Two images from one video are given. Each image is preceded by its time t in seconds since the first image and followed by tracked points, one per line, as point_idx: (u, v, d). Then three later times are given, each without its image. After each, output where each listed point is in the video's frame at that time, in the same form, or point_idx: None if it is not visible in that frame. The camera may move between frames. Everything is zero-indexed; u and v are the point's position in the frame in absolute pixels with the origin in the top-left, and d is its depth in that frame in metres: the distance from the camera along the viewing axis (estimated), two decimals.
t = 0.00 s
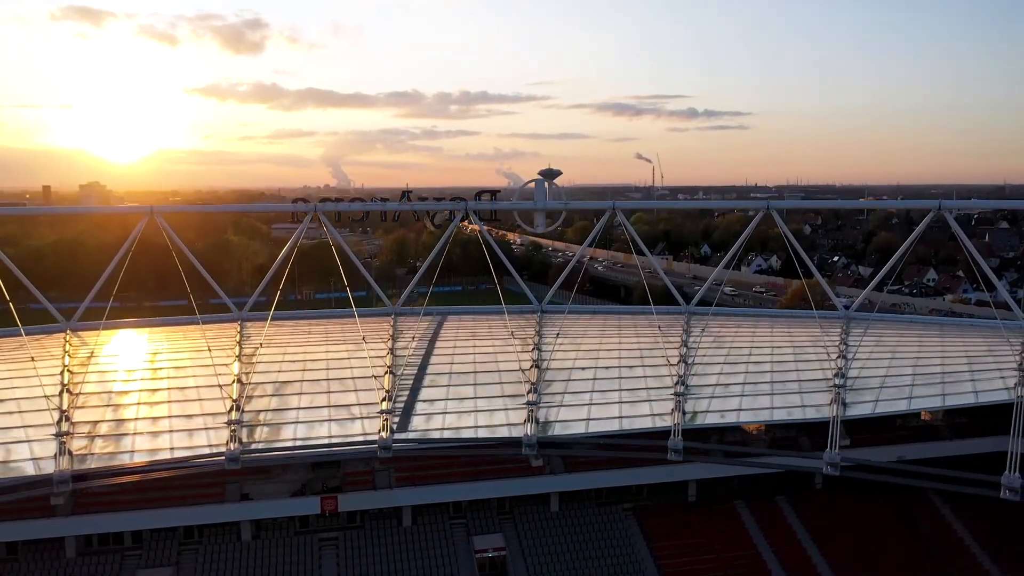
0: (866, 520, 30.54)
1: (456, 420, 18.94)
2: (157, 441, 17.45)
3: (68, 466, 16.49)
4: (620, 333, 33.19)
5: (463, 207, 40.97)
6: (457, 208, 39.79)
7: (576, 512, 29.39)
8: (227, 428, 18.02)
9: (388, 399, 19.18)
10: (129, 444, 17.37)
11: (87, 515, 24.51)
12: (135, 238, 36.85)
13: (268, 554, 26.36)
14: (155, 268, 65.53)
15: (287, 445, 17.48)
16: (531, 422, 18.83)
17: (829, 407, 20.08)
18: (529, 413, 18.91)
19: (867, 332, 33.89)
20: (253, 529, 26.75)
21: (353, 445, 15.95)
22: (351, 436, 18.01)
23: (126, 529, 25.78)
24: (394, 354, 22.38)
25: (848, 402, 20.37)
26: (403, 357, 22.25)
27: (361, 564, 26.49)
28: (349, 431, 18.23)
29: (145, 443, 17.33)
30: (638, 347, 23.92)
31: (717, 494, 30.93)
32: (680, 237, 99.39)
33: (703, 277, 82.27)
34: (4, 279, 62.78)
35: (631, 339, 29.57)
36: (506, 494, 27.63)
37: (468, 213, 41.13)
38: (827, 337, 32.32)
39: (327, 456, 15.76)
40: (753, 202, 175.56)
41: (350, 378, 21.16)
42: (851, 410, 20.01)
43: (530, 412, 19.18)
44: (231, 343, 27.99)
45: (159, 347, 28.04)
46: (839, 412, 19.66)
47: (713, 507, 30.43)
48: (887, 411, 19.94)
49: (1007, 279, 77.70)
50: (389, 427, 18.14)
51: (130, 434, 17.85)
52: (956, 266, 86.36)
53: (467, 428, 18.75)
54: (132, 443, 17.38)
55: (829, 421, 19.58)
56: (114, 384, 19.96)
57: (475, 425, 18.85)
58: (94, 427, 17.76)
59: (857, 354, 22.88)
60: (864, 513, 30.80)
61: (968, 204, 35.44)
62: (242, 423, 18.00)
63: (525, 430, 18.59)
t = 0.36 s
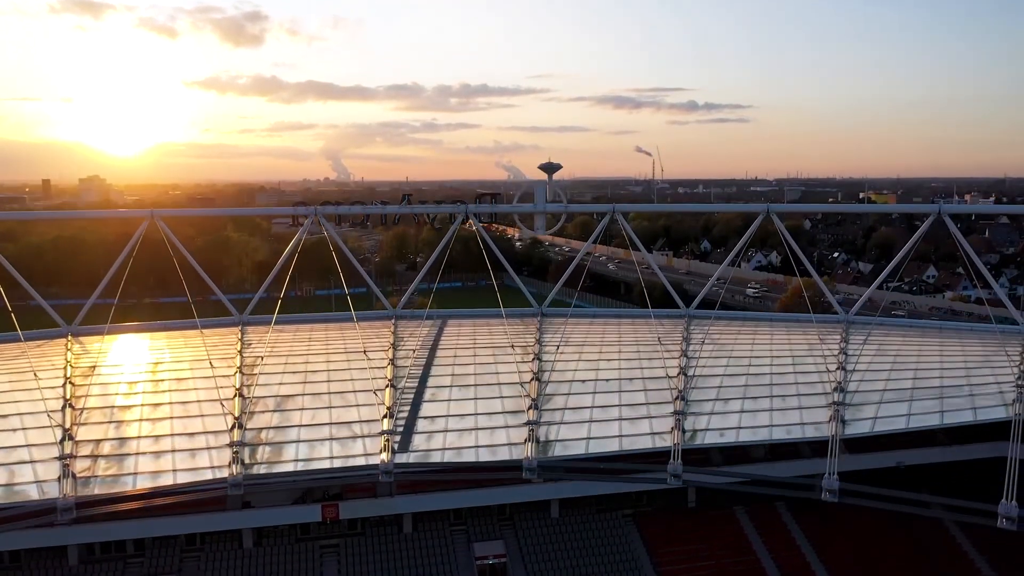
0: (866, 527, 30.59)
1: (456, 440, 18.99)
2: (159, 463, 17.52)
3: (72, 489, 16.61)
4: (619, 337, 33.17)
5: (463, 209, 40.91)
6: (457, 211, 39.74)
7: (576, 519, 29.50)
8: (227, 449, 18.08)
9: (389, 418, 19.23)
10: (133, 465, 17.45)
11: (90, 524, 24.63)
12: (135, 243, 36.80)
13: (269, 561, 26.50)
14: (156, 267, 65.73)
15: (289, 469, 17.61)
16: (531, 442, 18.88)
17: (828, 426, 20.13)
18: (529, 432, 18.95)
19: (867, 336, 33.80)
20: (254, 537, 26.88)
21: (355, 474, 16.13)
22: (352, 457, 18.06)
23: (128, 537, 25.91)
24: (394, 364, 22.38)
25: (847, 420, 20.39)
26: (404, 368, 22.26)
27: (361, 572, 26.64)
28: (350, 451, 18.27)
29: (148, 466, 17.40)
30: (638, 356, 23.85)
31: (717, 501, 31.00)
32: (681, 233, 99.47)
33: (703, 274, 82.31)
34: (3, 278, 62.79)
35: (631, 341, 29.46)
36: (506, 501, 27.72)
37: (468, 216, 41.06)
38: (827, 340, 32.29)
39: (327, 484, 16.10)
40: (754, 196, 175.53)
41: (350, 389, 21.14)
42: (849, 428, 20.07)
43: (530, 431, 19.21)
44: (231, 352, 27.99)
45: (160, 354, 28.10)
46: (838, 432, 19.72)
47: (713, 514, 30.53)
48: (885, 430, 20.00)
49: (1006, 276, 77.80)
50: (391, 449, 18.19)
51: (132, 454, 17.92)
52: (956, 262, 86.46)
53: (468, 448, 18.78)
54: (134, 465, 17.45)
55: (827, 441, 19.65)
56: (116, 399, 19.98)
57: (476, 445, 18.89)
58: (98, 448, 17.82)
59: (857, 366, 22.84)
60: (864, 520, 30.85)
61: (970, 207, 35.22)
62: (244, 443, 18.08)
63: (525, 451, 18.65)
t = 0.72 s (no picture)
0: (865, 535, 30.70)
1: (457, 459, 19.05)
2: (162, 484, 17.61)
3: (75, 513, 16.69)
4: (619, 343, 33.23)
5: (463, 214, 40.90)
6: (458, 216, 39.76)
7: (577, 526, 29.62)
8: (229, 470, 18.15)
9: (390, 437, 19.29)
10: (136, 486, 17.52)
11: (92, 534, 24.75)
12: (137, 249, 36.85)
13: (271, 570, 26.64)
14: (156, 266, 66.18)
15: (291, 491, 17.70)
16: (532, 463, 18.94)
17: (827, 445, 20.18)
18: (529, 454, 19.02)
19: (867, 342, 33.85)
20: (256, 546, 27.00)
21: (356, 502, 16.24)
22: (354, 479, 18.14)
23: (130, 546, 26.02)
24: (395, 376, 22.43)
25: (846, 439, 20.45)
26: (404, 381, 22.32)
27: None
28: (351, 473, 18.35)
29: (151, 488, 17.49)
30: (638, 367, 23.84)
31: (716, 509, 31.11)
32: (681, 232, 99.49)
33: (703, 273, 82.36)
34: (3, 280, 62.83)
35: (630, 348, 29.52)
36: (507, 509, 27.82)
37: (468, 220, 41.06)
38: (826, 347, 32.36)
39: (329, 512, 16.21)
40: (754, 192, 175.42)
41: (352, 402, 21.21)
42: (848, 447, 20.12)
43: (530, 451, 19.26)
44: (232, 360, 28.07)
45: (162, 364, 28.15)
46: (837, 452, 19.78)
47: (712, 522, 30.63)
48: (884, 449, 20.05)
49: (1007, 274, 77.77)
50: (392, 473, 18.27)
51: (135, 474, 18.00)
52: (956, 261, 86.48)
53: (469, 468, 18.82)
54: (137, 486, 17.54)
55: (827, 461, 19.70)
56: (118, 413, 20.03)
57: (477, 465, 18.95)
58: (100, 468, 17.89)
59: (857, 379, 22.82)
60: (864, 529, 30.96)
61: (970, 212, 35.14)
62: (245, 464, 18.15)
63: (525, 473, 18.72)
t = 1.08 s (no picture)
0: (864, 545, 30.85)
1: (458, 479, 19.12)
2: (164, 506, 17.70)
3: (78, 537, 16.79)
4: (619, 350, 33.26)
5: (463, 219, 40.87)
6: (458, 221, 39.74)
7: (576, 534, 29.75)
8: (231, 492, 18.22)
9: (390, 457, 19.36)
10: (138, 507, 17.62)
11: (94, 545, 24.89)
12: (137, 254, 36.79)
13: None
14: (156, 266, 66.16)
15: (293, 514, 17.80)
16: (532, 483, 19.01)
17: (825, 463, 20.25)
18: (529, 474, 19.09)
19: (867, 349, 33.88)
20: (257, 555, 27.13)
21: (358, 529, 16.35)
22: (355, 501, 18.23)
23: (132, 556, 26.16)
24: (395, 388, 22.47)
25: (845, 457, 20.50)
26: (405, 393, 22.37)
27: None
28: (352, 494, 18.43)
29: (154, 509, 17.59)
30: (638, 378, 23.83)
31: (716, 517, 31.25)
32: (681, 230, 99.50)
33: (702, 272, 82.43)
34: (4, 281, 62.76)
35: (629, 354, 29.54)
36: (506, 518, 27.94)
37: (468, 225, 41.03)
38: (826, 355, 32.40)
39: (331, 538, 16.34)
40: (754, 187, 175.37)
41: (353, 415, 21.28)
42: (846, 466, 20.17)
43: (530, 471, 19.32)
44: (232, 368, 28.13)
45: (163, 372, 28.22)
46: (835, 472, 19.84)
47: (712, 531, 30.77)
48: (882, 468, 20.11)
49: (1006, 272, 77.77)
50: (393, 496, 18.36)
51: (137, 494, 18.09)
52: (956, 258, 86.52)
53: (469, 489, 18.87)
54: (140, 508, 17.63)
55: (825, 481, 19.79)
56: (120, 429, 20.10)
57: (477, 486, 19.02)
58: (103, 489, 17.97)
59: (855, 392, 22.81)
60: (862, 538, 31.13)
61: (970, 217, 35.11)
62: (247, 485, 18.23)
63: (525, 494, 18.80)
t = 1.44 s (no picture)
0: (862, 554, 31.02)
1: (458, 497, 19.19)
2: (166, 526, 17.78)
3: (81, 559, 16.89)
4: (619, 357, 33.29)
5: (463, 223, 40.80)
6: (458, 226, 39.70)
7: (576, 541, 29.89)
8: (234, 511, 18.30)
9: (391, 474, 19.43)
10: (140, 527, 17.71)
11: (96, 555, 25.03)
12: (138, 258, 36.77)
13: None
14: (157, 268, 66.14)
15: (294, 534, 17.88)
16: (532, 502, 19.07)
17: (824, 481, 20.32)
18: (530, 493, 19.16)
19: (866, 356, 33.93)
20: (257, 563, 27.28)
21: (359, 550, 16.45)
22: (356, 521, 18.31)
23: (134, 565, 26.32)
24: (395, 400, 22.52)
25: (843, 474, 20.57)
26: (406, 405, 22.43)
27: None
28: (353, 513, 18.50)
29: (156, 529, 17.69)
30: (637, 389, 23.85)
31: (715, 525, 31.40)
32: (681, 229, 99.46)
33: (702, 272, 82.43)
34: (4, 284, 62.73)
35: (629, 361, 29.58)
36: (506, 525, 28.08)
37: (468, 229, 40.98)
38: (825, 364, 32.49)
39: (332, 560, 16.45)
40: (754, 183, 175.28)
41: (354, 429, 21.34)
42: (845, 484, 20.25)
43: (530, 490, 19.38)
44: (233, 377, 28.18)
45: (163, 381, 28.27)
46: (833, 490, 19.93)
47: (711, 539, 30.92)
48: (880, 486, 20.19)
49: (1006, 272, 77.74)
50: (393, 515, 18.43)
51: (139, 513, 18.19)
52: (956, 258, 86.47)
53: (470, 508, 18.93)
54: (142, 528, 17.72)
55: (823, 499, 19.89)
56: (122, 443, 20.19)
57: (478, 504, 19.09)
58: (105, 509, 18.06)
59: (854, 405, 22.81)
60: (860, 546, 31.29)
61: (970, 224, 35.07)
62: (248, 505, 18.31)
63: (526, 514, 18.88)
